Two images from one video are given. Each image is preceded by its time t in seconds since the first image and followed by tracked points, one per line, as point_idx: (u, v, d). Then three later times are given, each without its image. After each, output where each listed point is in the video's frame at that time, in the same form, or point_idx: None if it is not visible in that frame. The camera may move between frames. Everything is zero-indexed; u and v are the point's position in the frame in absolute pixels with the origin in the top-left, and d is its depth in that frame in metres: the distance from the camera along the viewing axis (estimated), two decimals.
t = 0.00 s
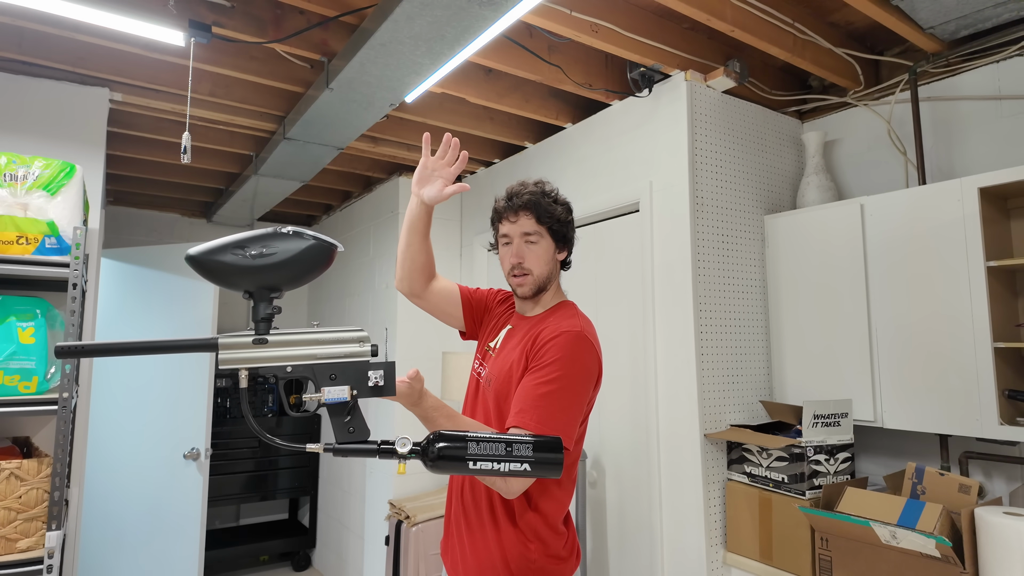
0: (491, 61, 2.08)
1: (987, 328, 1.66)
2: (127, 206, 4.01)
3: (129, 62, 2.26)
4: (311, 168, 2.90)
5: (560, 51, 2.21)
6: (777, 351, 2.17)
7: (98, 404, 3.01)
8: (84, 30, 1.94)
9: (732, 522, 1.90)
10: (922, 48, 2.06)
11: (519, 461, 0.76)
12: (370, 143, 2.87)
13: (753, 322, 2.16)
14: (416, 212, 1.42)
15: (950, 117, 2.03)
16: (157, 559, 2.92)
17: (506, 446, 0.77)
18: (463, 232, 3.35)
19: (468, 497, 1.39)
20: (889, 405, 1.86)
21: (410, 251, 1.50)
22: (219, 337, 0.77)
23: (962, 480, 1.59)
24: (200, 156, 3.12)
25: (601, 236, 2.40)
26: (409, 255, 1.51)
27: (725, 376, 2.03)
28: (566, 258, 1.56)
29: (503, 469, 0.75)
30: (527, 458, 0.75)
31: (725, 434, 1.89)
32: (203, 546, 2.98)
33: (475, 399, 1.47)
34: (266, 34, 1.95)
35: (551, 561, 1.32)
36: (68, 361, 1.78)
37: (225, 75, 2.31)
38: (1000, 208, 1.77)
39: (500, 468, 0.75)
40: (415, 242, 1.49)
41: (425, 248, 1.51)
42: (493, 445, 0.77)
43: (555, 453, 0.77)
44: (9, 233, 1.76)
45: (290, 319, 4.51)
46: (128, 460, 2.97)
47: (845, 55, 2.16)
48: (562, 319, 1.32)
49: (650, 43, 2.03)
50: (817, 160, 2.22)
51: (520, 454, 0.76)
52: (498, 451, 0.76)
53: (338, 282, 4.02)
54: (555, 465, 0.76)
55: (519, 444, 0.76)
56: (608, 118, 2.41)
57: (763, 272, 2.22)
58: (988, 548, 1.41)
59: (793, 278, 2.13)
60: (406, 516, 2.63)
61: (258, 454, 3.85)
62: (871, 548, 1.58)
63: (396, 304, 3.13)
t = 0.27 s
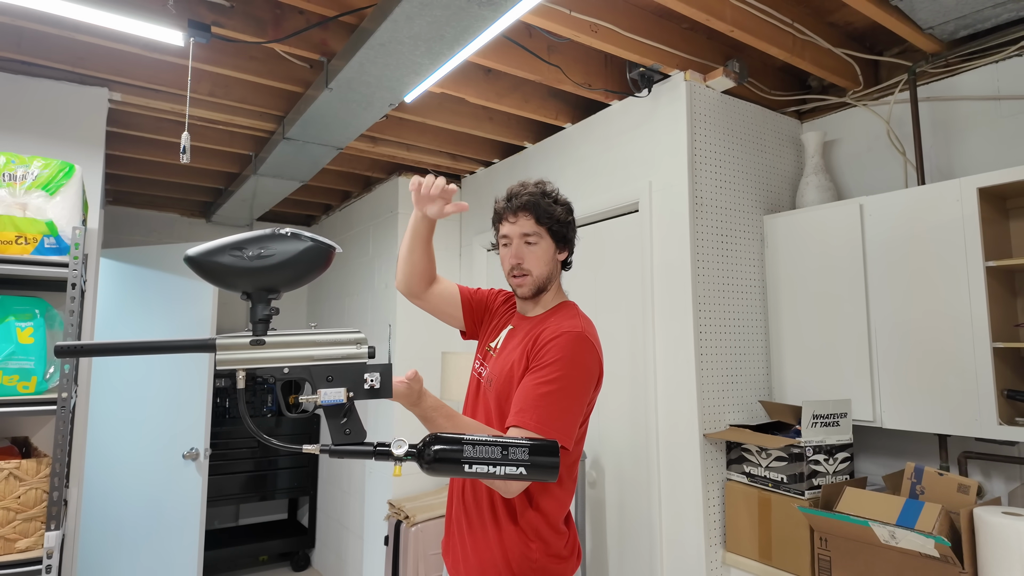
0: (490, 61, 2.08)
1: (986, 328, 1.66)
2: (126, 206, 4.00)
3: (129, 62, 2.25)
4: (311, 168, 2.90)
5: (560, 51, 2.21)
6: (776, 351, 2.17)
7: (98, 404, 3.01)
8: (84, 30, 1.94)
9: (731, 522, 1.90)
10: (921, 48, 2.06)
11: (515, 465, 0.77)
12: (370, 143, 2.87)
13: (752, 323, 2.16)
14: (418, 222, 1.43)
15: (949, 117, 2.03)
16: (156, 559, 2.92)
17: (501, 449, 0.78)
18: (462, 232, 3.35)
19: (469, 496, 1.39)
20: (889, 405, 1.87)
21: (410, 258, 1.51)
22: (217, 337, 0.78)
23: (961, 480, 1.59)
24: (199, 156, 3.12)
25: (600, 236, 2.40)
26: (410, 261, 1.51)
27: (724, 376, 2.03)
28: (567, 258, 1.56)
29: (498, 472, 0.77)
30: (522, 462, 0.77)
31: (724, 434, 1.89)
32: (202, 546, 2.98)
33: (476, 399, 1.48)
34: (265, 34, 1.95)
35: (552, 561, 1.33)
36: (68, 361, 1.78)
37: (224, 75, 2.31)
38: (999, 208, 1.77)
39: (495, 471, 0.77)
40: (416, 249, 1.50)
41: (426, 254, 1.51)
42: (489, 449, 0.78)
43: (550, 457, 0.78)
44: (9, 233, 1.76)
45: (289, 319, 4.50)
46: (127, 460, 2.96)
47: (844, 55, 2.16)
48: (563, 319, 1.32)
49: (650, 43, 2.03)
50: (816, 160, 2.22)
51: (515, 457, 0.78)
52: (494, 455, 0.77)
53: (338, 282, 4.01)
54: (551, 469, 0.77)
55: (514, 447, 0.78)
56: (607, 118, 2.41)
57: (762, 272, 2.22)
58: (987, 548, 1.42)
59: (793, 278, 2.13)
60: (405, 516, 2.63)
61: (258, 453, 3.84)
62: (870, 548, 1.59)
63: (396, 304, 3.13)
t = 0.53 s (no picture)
0: (488, 61, 2.08)
1: (982, 328, 1.67)
2: (123, 206, 3.99)
3: (125, 61, 2.25)
4: (308, 168, 2.89)
5: (558, 51, 2.21)
6: (773, 351, 2.17)
7: (95, 404, 3.00)
8: (80, 29, 1.93)
9: (729, 522, 1.91)
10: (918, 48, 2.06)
11: (509, 466, 0.78)
12: (368, 143, 2.87)
13: (750, 322, 2.17)
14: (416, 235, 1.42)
15: (946, 117, 2.04)
16: (153, 559, 2.91)
17: (495, 450, 0.78)
18: (460, 232, 3.34)
19: (468, 495, 1.39)
20: (885, 405, 1.87)
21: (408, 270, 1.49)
22: (211, 337, 0.77)
23: (957, 479, 1.60)
24: (196, 155, 3.11)
25: (598, 236, 2.40)
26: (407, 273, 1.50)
27: (721, 375, 2.03)
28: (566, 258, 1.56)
29: (492, 473, 0.77)
30: (517, 463, 0.77)
31: (721, 433, 1.89)
32: (199, 546, 2.98)
33: (475, 398, 1.48)
34: (262, 33, 1.94)
35: (552, 560, 1.33)
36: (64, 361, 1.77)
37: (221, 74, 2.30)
38: (995, 209, 1.77)
39: (489, 472, 0.77)
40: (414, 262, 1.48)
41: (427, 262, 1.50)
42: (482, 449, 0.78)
43: (545, 458, 0.78)
44: (4, 232, 1.75)
45: (286, 319, 4.50)
46: (124, 460, 2.96)
47: (841, 55, 2.16)
48: (562, 319, 1.32)
49: (647, 43, 2.02)
50: (814, 160, 2.22)
51: (509, 459, 0.78)
52: (488, 456, 0.77)
53: (335, 282, 4.01)
54: (545, 470, 0.78)
55: (508, 449, 0.78)
56: (605, 118, 2.41)
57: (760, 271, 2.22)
58: (983, 547, 1.42)
59: (790, 278, 2.13)
60: (403, 516, 2.63)
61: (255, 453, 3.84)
62: (867, 547, 1.59)
63: (393, 304, 3.13)
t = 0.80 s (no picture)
0: (484, 61, 2.08)
1: (977, 328, 1.67)
2: (118, 205, 3.98)
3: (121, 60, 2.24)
4: (304, 168, 2.89)
5: (554, 51, 2.21)
6: (769, 351, 2.18)
7: (90, 405, 2.99)
8: (75, 27, 1.93)
9: (725, 521, 1.91)
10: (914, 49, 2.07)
11: (502, 469, 0.79)
12: (364, 142, 2.86)
13: (746, 322, 2.17)
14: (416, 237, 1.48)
15: (941, 118, 2.05)
16: (148, 560, 2.90)
17: (489, 453, 0.80)
18: (457, 232, 3.34)
19: (463, 496, 1.40)
20: (881, 404, 1.88)
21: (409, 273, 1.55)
22: (200, 340, 0.78)
23: (952, 479, 1.60)
24: (192, 154, 3.10)
25: (594, 236, 2.40)
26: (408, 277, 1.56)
27: (718, 375, 2.03)
28: (567, 257, 1.54)
29: (484, 476, 0.78)
30: (510, 466, 0.78)
31: (717, 433, 1.90)
32: (195, 547, 2.97)
33: (471, 397, 1.48)
34: (259, 32, 1.94)
35: (545, 561, 1.32)
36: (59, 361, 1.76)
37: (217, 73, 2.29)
38: (990, 209, 1.78)
39: (482, 475, 0.78)
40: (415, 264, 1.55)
41: (425, 268, 1.56)
42: (476, 452, 0.79)
43: (538, 461, 0.79)
44: None
45: (283, 319, 4.49)
46: (119, 460, 2.95)
47: (837, 56, 2.17)
48: (559, 320, 1.32)
49: (644, 43, 2.02)
50: (809, 161, 2.23)
51: (502, 462, 0.79)
52: (482, 459, 0.79)
53: (332, 282, 4.00)
54: (538, 472, 0.79)
55: (501, 452, 0.79)
56: (602, 118, 2.41)
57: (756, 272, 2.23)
58: (978, 546, 1.43)
59: (787, 278, 2.14)
60: (399, 516, 2.63)
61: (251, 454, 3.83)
62: (862, 546, 1.59)
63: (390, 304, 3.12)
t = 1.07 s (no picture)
0: (482, 60, 2.08)
1: (972, 327, 1.68)
2: (114, 204, 3.96)
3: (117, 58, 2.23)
4: (300, 167, 2.89)
5: (551, 50, 2.21)
6: (766, 350, 2.18)
7: (86, 404, 2.99)
8: (71, 25, 1.92)
9: (721, 521, 1.91)
10: (910, 49, 2.08)
11: (493, 474, 0.81)
12: (361, 141, 2.86)
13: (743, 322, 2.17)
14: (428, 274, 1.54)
15: (937, 118, 2.05)
16: (144, 559, 2.89)
17: (481, 460, 0.82)
18: (454, 231, 3.34)
19: (458, 497, 1.41)
20: (877, 404, 1.88)
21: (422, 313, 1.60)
22: (190, 345, 0.78)
23: (947, 477, 1.61)
24: (188, 153, 3.09)
25: (591, 236, 2.40)
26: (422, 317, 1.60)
27: (714, 375, 2.04)
28: (561, 256, 1.43)
29: (476, 482, 0.80)
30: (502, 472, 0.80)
31: (713, 432, 1.90)
32: (191, 547, 2.96)
33: (467, 397, 1.48)
34: (255, 31, 1.94)
35: (539, 561, 1.32)
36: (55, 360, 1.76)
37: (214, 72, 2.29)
38: (986, 209, 1.79)
39: (474, 481, 0.80)
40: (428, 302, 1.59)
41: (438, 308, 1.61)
42: (468, 458, 0.81)
43: (529, 466, 0.81)
44: None
45: (279, 318, 4.48)
46: (115, 460, 2.94)
47: (834, 56, 2.17)
48: (556, 320, 1.32)
49: (641, 43, 2.03)
50: (806, 161, 2.23)
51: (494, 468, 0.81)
52: (474, 465, 0.81)
53: (328, 281, 3.99)
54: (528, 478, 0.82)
55: (494, 458, 0.81)
56: (599, 118, 2.41)
57: (753, 272, 2.23)
58: (973, 545, 1.43)
59: (783, 278, 2.14)
60: (396, 516, 2.62)
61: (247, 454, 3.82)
62: (859, 545, 1.60)
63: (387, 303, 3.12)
